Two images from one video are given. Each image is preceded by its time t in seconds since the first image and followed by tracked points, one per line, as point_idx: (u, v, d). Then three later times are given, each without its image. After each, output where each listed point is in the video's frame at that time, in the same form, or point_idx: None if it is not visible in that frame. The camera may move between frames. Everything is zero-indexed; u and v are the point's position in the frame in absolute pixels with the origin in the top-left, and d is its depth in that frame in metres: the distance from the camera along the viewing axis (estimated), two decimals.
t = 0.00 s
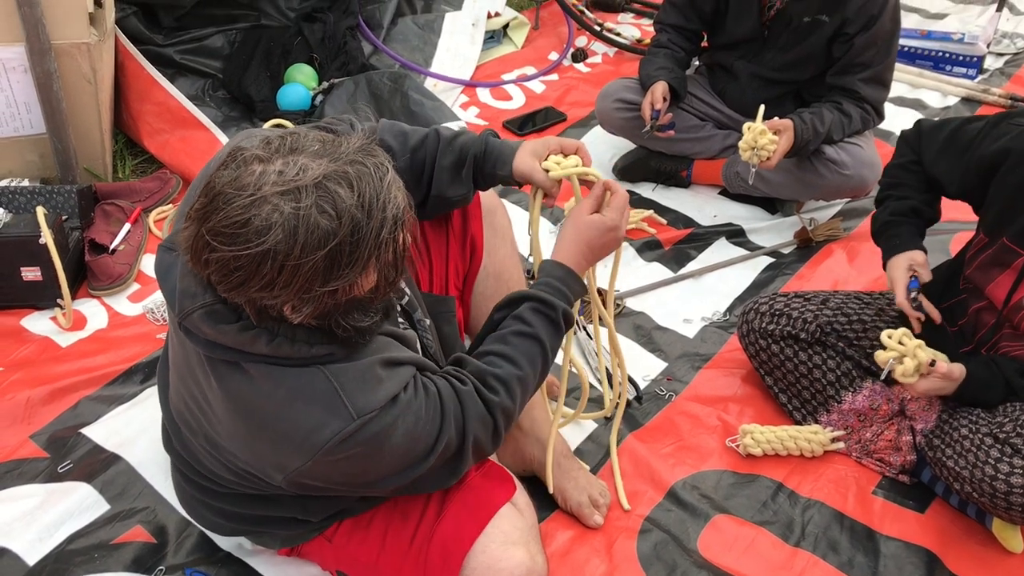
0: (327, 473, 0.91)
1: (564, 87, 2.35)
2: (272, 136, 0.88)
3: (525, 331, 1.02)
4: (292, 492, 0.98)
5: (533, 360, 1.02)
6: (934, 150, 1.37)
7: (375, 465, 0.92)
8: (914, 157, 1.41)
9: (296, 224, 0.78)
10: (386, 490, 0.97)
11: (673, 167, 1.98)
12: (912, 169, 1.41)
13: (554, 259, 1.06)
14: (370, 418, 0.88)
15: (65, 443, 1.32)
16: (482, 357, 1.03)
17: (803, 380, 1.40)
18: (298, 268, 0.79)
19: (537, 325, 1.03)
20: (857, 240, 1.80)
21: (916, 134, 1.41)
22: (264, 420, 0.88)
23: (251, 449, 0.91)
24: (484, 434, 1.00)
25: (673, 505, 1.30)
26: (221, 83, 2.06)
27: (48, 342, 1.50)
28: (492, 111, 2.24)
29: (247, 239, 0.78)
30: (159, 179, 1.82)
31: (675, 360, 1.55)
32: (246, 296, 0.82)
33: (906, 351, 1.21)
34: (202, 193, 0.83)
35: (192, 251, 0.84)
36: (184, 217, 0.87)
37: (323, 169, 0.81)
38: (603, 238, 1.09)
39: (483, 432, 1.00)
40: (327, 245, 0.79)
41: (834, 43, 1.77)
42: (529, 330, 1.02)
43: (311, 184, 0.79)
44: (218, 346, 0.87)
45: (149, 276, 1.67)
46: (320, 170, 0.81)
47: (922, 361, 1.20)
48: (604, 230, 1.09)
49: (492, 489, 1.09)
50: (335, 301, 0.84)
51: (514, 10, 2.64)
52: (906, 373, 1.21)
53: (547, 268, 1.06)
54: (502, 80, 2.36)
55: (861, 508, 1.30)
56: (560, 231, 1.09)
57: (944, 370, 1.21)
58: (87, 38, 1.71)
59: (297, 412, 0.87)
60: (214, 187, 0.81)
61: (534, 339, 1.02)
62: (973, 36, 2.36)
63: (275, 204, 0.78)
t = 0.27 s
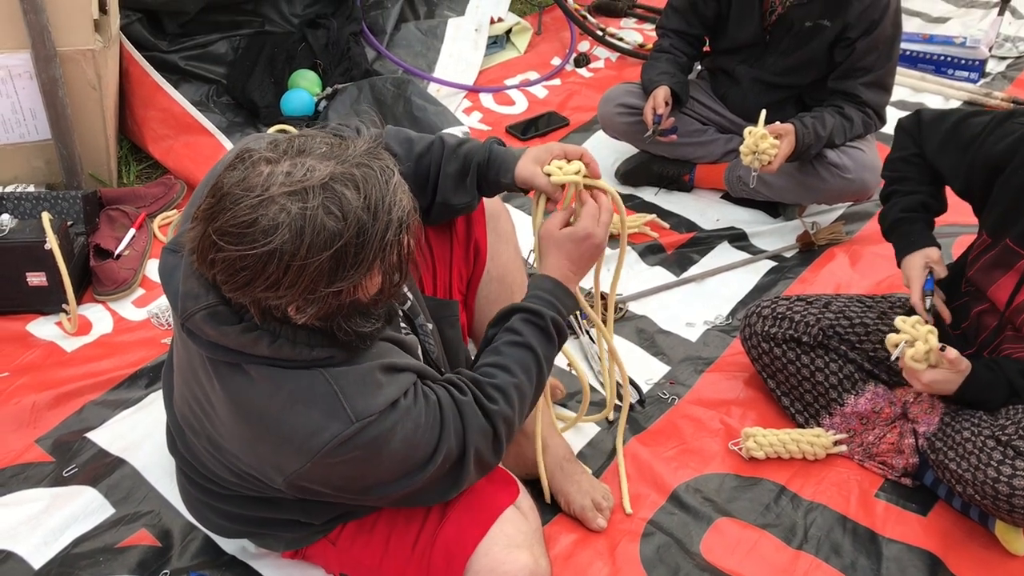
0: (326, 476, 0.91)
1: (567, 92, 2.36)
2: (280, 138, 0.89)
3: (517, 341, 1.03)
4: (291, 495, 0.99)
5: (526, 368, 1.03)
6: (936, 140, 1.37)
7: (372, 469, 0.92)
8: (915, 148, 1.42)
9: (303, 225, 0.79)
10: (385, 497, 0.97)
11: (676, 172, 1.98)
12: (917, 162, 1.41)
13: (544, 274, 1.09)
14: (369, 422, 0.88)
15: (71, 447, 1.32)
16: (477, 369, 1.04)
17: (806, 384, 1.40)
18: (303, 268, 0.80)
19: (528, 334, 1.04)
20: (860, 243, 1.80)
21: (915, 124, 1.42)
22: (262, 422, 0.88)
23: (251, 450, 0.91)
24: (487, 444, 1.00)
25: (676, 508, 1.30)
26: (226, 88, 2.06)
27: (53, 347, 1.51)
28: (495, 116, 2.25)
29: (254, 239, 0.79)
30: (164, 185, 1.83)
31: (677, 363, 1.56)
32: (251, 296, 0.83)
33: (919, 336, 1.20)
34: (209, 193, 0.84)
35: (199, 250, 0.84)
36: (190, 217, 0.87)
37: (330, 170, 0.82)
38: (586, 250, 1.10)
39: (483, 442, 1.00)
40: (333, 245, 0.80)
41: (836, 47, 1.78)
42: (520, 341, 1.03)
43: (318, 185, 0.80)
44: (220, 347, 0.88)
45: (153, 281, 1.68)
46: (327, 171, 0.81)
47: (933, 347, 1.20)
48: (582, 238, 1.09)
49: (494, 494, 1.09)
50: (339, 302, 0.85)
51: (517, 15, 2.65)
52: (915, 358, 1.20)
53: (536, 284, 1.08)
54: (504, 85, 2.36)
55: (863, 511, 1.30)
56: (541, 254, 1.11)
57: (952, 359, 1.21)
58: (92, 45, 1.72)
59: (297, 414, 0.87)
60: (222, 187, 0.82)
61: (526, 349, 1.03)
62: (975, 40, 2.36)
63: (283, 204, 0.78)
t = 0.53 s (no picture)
0: (329, 479, 0.91)
1: (569, 96, 2.36)
2: (283, 141, 0.89)
3: (512, 343, 1.03)
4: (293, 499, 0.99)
5: (523, 370, 1.03)
6: (936, 145, 1.37)
7: (373, 473, 0.92)
8: (916, 151, 1.41)
9: (307, 228, 0.79)
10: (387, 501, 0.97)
11: (678, 175, 1.99)
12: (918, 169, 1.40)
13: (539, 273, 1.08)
14: (370, 425, 0.88)
15: (74, 451, 1.33)
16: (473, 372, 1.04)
17: (808, 388, 1.40)
18: (307, 271, 0.80)
19: (524, 337, 1.03)
20: (863, 247, 1.80)
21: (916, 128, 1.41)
22: (264, 424, 0.88)
23: (253, 453, 0.91)
24: (487, 447, 1.00)
25: (678, 512, 1.30)
26: (229, 93, 2.07)
27: (57, 351, 1.52)
28: (497, 120, 2.26)
29: (258, 243, 0.79)
30: (167, 190, 1.84)
31: (680, 367, 1.56)
32: (255, 299, 0.83)
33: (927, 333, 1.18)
34: (213, 196, 0.84)
35: (202, 254, 0.84)
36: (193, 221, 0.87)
37: (334, 173, 0.82)
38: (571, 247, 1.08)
39: (484, 446, 1.00)
40: (336, 249, 0.80)
41: (838, 51, 1.78)
42: (515, 342, 1.03)
43: (322, 188, 0.80)
44: (223, 350, 0.88)
45: (157, 285, 1.68)
46: (331, 175, 0.81)
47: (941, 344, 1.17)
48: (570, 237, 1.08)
49: (496, 498, 1.09)
50: (342, 305, 0.85)
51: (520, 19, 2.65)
52: (925, 355, 1.18)
53: (530, 281, 1.08)
54: (507, 89, 2.37)
55: (866, 514, 1.30)
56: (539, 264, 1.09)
57: (958, 356, 1.19)
58: (95, 50, 1.73)
59: (299, 417, 0.88)
60: (225, 191, 0.82)
61: (522, 350, 1.03)
62: (977, 43, 2.36)
63: (287, 207, 0.79)
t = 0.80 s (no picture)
0: (331, 480, 0.91)
1: (572, 100, 2.36)
2: (288, 141, 0.89)
3: (514, 346, 1.03)
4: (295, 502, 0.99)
5: (525, 374, 1.03)
6: (940, 146, 1.37)
7: (375, 474, 0.92)
8: (920, 151, 1.41)
9: (311, 228, 0.79)
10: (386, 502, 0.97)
11: (681, 178, 1.98)
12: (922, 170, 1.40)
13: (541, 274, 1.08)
14: (371, 425, 0.88)
15: (77, 454, 1.33)
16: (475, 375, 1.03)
17: (811, 392, 1.40)
18: (310, 271, 0.80)
19: (526, 339, 1.03)
20: (865, 250, 1.80)
21: (920, 128, 1.41)
22: (265, 425, 0.88)
23: (255, 455, 0.91)
24: (488, 448, 1.00)
25: (680, 515, 1.29)
26: (232, 97, 2.08)
27: (60, 355, 1.52)
28: (500, 124, 2.26)
29: (261, 242, 0.79)
30: (170, 193, 1.84)
31: (683, 371, 1.56)
32: (258, 298, 0.83)
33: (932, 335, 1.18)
34: (217, 196, 0.84)
35: (206, 253, 0.84)
36: (198, 219, 0.87)
37: (338, 174, 0.82)
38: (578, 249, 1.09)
39: (484, 447, 0.99)
40: (340, 249, 0.80)
41: (840, 55, 1.78)
42: (516, 345, 1.03)
43: (327, 189, 0.80)
44: (223, 351, 0.88)
45: (160, 289, 1.69)
46: (335, 175, 0.82)
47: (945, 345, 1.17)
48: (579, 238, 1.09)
49: (498, 501, 1.09)
50: (345, 305, 0.85)
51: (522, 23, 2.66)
52: (928, 356, 1.17)
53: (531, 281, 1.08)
54: (510, 93, 2.37)
55: (869, 518, 1.29)
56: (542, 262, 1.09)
57: (961, 358, 1.19)
58: (99, 53, 1.73)
59: (300, 417, 0.88)
60: (230, 190, 0.82)
61: (523, 353, 1.03)
62: (980, 47, 2.36)
63: (291, 207, 0.79)
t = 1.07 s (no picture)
0: (329, 481, 0.90)
1: (574, 102, 2.37)
2: (278, 138, 0.89)
3: (508, 364, 1.02)
4: (293, 502, 0.98)
5: (520, 394, 1.02)
6: (944, 148, 1.37)
7: (370, 477, 0.91)
8: (925, 152, 1.41)
9: (306, 221, 0.79)
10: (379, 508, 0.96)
11: (683, 181, 1.98)
12: (925, 171, 1.39)
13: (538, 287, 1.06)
14: (369, 426, 0.87)
15: (79, 456, 1.33)
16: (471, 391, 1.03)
17: (813, 394, 1.40)
18: (309, 264, 0.80)
19: (520, 356, 1.02)
20: (868, 252, 1.80)
21: (925, 130, 1.41)
22: (262, 423, 0.88)
23: (251, 454, 0.91)
24: (481, 463, 0.99)
25: (683, 518, 1.29)
26: (234, 99, 2.08)
27: (62, 356, 1.52)
28: (502, 125, 2.26)
29: (257, 238, 0.79)
30: (172, 195, 1.84)
31: (685, 373, 1.56)
32: (259, 296, 0.82)
33: (935, 335, 1.17)
34: (212, 197, 0.85)
35: (204, 254, 0.84)
36: (195, 224, 0.88)
37: (329, 166, 0.82)
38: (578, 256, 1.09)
39: (479, 461, 0.99)
40: (336, 240, 0.80)
41: (843, 57, 1.78)
42: (511, 363, 1.02)
43: (318, 181, 0.80)
44: (224, 348, 0.88)
45: (162, 291, 1.69)
46: (326, 167, 0.82)
47: (948, 345, 1.16)
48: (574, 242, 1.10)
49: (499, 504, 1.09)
50: (345, 298, 0.85)
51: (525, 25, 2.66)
52: (931, 356, 1.16)
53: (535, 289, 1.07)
54: (512, 95, 2.37)
55: (872, 521, 1.29)
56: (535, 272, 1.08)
57: (965, 357, 1.18)
58: (101, 56, 1.73)
59: (298, 415, 0.87)
60: (223, 191, 0.82)
61: (518, 370, 1.02)
62: (983, 49, 2.36)
63: (284, 202, 0.79)
